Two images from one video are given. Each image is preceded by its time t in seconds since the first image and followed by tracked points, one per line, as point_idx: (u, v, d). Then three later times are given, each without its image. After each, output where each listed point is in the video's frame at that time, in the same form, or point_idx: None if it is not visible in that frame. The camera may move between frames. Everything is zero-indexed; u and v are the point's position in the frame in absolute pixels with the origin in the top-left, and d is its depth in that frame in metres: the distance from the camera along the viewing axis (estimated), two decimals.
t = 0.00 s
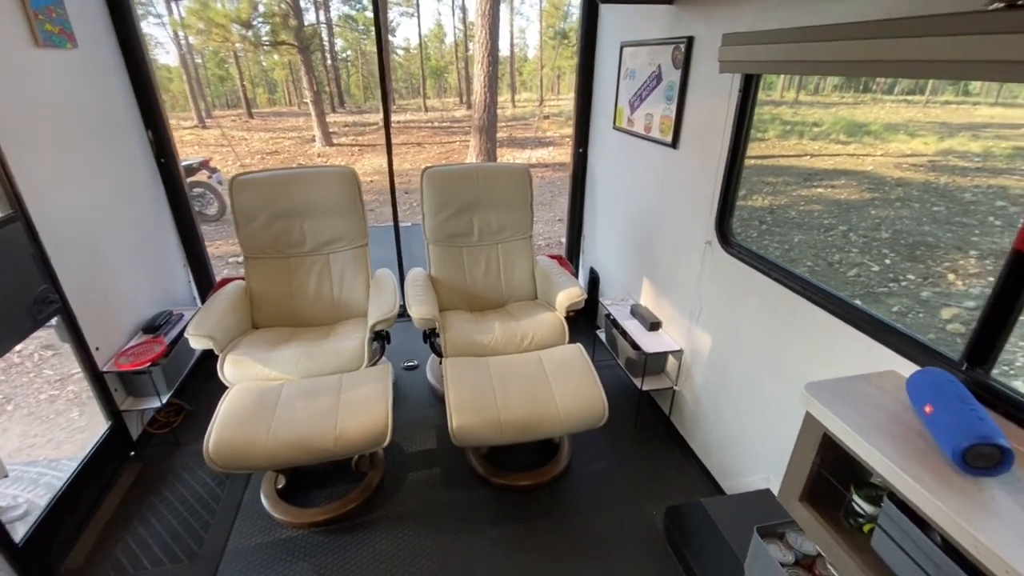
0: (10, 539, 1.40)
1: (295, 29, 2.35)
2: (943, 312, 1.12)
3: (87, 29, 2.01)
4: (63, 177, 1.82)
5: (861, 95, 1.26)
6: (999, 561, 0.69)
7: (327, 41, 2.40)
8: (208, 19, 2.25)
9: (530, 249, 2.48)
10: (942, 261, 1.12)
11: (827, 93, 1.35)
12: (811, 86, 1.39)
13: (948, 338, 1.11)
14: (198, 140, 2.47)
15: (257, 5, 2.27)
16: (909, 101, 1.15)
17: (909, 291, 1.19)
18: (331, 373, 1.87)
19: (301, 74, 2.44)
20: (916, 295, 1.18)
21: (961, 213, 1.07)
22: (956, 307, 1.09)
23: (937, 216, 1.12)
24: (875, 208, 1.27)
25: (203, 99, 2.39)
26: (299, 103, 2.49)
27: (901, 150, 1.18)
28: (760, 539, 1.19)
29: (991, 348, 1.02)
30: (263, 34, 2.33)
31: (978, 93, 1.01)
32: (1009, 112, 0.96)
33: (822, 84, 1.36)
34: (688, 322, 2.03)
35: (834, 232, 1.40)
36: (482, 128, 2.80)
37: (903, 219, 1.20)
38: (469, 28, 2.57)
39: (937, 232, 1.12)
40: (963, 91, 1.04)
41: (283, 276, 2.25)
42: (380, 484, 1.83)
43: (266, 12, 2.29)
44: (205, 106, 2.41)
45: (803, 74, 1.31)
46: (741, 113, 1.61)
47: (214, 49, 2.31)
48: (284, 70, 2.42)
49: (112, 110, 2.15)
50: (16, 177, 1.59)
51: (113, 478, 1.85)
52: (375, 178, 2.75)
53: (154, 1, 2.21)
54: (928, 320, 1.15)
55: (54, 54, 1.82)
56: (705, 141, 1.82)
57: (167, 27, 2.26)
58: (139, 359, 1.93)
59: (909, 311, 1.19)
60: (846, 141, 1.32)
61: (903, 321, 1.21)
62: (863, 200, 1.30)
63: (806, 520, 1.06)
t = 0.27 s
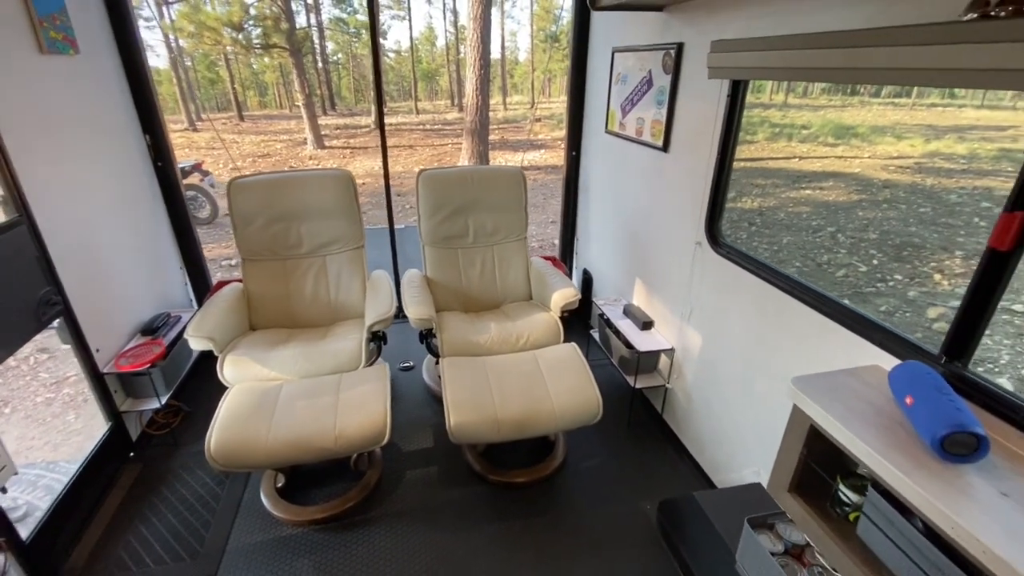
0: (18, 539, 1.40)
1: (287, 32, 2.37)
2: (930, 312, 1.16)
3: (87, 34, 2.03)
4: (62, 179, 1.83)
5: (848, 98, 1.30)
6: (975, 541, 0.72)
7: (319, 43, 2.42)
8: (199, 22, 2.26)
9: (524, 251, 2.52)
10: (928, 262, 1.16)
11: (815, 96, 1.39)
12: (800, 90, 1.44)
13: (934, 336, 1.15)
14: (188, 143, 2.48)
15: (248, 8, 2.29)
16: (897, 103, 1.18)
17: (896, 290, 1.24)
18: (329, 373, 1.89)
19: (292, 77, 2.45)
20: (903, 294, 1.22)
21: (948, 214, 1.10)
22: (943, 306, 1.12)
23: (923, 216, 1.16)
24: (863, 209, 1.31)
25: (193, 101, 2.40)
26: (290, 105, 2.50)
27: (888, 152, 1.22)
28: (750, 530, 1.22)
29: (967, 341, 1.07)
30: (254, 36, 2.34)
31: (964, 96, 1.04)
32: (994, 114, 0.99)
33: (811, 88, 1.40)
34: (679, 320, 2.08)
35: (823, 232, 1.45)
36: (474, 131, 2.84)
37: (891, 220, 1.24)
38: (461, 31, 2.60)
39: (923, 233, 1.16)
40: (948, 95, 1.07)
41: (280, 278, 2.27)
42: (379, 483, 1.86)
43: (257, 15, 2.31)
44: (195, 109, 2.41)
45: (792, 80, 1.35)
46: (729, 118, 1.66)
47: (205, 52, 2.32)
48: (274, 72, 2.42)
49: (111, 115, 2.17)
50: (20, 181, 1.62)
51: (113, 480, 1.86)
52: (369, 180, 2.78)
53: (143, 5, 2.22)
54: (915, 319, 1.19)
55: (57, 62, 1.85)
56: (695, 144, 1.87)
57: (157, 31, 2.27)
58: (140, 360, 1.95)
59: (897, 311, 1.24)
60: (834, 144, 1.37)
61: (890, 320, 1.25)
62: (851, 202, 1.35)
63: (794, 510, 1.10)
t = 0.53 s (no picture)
0: (15, 539, 1.41)
1: (281, 35, 2.38)
2: (918, 311, 1.18)
3: (83, 37, 2.04)
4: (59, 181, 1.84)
5: (838, 102, 1.33)
6: (958, 524, 0.75)
7: (313, 47, 2.44)
8: (193, 26, 2.28)
9: (520, 252, 2.54)
10: (917, 262, 1.18)
11: (807, 99, 1.42)
12: (792, 93, 1.46)
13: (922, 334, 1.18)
14: (182, 146, 2.49)
15: (242, 12, 2.30)
16: (886, 107, 1.21)
17: (886, 291, 1.26)
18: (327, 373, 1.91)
19: (287, 80, 2.47)
20: (893, 294, 1.24)
21: (935, 215, 1.13)
22: (930, 305, 1.15)
23: (912, 218, 1.18)
24: (853, 211, 1.34)
25: (185, 104, 2.40)
26: (284, 109, 2.52)
27: (878, 155, 1.25)
28: (742, 521, 1.25)
29: (949, 335, 1.11)
30: (248, 40, 2.36)
31: (951, 100, 1.07)
32: (980, 118, 1.01)
33: (803, 91, 1.43)
34: (672, 319, 2.11)
35: (814, 234, 1.48)
36: (469, 134, 2.86)
37: (880, 221, 1.27)
38: (455, 35, 2.63)
39: (912, 235, 1.19)
40: (936, 100, 1.10)
41: (277, 279, 2.29)
42: (377, 481, 1.87)
43: (251, 19, 2.33)
44: (188, 113, 2.42)
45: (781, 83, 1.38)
46: (720, 121, 1.71)
47: (197, 55, 2.33)
48: (268, 76, 2.44)
49: (108, 117, 2.18)
50: (19, 183, 1.63)
51: (110, 480, 1.87)
52: (366, 182, 2.81)
53: (137, 8, 2.23)
54: (904, 318, 1.21)
55: (53, 63, 1.85)
56: (687, 147, 1.91)
57: (150, 34, 2.28)
58: (137, 361, 1.96)
59: (887, 310, 1.26)
60: (825, 146, 1.40)
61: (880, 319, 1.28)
62: (842, 204, 1.38)
63: (784, 499, 1.12)
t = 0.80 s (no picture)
0: (9, 544, 1.42)
1: (278, 39, 2.40)
2: (909, 314, 1.20)
3: (78, 41, 2.06)
4: (54, 185, 1.85)
5: (832, 107, 1.35)
6: (939, 521, 0.78)
7: (309, 51, 2.46)
8: (190, 30, 2.30)
9: (516, 256, 2.56)
10: (909, 265, 1.19)
11: (801, 105, 1.44)
12: (786, 98, 1.48)
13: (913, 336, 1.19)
14: (176, 150, 2.51)
15: (238, 16, 2.32)
16: (878, 112, 1.23)
17: (879, 293, 1.27)
18: (324, 377, 1.92)
19: (283, 83, 2.48)
20: (886, 297, 1.26)
21: (927, 218, 1.14)
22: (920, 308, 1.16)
23: (904, 222, 1.20)
24: (848, 215, 1.36)
25: (180, 108, 2.42)
26: (280, 112, 2.53)
27: (872, 159, 1.27)
28: (735, 520, 1.25)
29: (934, 338, 1.14)
30: (244, 44, 2.37)
31: (944, 106, 1.07)
32: (973, 122, 1.02)
33: (797, 96, 1.45)
34: (667, 322, 2.13)
35: (809, 237, 1.50)
36: (466, 138, 2.89)
37: (874, 225, 1.29)
38: (452, 39, 2.65)
39: (904, 238, 1.21)
40: (927, 105, 1.11)
41: (274, 284, 2.30)
42: (374, 484, 1.88)
43: (248, 23, 2.34)
44: (184, 116, 2.43)
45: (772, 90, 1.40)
46: (712, 127, 1.75)
47: (194, 58, 2.35)
48: (264, 79, 2.46)
49: (103, 121, 2.19)
50: (14, 188, 1.64)
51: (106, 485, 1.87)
52: (364, 186, 2.83)
53: (132, 10, 2.25)
54: (897, 320, 1.23)
55: (48, 67, 1.86)
56: (680, 152, 1.94)
57: (146, 38, 2.30)
58: (133, 366, 1.97)
59: (879, 313, 1.27)
60: (819, 151, 1.42)
61: (873, 322, 1.29)
62: (836, 207, 1.40)
63: (775, 500, 1.15)
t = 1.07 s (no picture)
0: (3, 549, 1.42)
1: (278, 43, 2.41)
2: (907, 317, 1.20)
3: (75, 45, 2.06)
4: (51, 190, 1.85)
5: (830, 111, 1.36)
6: (932, 528, 0.78)
7: (309, 54, 2.46)
8: (190, 33, 2.30)
9: (514, 260, 2.56)
10: (906, 269, 1.20)
11: (799, 109, 1.44)
12: (783, 103, 1.49)
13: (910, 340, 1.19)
14: (177, 152, 2.50)
15: (238, 19, 2.33)
16: (876, 117, 1.24)
17: (877, 297, 1.27)
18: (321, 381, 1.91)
19: (283, 86, 2.49)
20: (883, 301, 1.26)
21: (925, 222, 1.14)
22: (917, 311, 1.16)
23: (902, 225, 1.20)
24: (846, 218, 1.36)
25: (181, 111, 2.42)
26: (280, 115, 2.54)
27: (870, 162, 1.27)
28: (731, 526, 1.28)
29: (929, 344, 1.14)
30: (244, 47, 2.38)
31: (942, 111, 1.08)
32: (969, 126, 1.03)
33: (794, 101, 1.45)
34: (664, 326, 2.14)
35: (807, 241, 1.50)
36: (465, 141, 2.89)
37: (872, 228, 1.29)
38: (451, 43, 2.66)
39: (901, 241, 1.21)
40: (926, 109, 1.12)
41: (272, 287, 2.30)
42: (371, 490, 1.88)
43: (247, 26, 2.35)
44: (183, 119, 2.44)
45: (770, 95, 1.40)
46: (708, 133, 1.76)
47: (194, 61, 2.35)
48: (264, 82, 2.46)
49: (101, 125, 2.19)
50: (10, 193, 1.64)
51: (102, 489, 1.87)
52: (363, 189, 2.83)
53: (131, 13, 2.25)
54: (894, 324, 1.23)
55: (45, 71, 1.87)
56: (677, 156, 1.94)
57: (145, 40, 2.30)
58: (129, 371, 1.96)
59: (877, 317, 1.28)
60: (818, 154, 1.43)
61: (870, 325, 1.29)
62: (834, 210, 1.40)
63: (770, 506, 1.14)
